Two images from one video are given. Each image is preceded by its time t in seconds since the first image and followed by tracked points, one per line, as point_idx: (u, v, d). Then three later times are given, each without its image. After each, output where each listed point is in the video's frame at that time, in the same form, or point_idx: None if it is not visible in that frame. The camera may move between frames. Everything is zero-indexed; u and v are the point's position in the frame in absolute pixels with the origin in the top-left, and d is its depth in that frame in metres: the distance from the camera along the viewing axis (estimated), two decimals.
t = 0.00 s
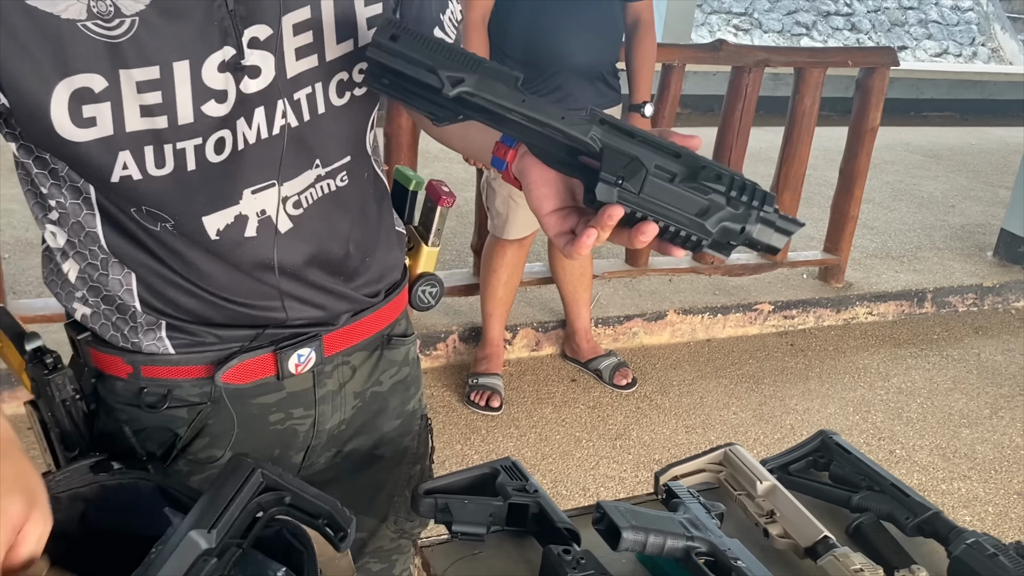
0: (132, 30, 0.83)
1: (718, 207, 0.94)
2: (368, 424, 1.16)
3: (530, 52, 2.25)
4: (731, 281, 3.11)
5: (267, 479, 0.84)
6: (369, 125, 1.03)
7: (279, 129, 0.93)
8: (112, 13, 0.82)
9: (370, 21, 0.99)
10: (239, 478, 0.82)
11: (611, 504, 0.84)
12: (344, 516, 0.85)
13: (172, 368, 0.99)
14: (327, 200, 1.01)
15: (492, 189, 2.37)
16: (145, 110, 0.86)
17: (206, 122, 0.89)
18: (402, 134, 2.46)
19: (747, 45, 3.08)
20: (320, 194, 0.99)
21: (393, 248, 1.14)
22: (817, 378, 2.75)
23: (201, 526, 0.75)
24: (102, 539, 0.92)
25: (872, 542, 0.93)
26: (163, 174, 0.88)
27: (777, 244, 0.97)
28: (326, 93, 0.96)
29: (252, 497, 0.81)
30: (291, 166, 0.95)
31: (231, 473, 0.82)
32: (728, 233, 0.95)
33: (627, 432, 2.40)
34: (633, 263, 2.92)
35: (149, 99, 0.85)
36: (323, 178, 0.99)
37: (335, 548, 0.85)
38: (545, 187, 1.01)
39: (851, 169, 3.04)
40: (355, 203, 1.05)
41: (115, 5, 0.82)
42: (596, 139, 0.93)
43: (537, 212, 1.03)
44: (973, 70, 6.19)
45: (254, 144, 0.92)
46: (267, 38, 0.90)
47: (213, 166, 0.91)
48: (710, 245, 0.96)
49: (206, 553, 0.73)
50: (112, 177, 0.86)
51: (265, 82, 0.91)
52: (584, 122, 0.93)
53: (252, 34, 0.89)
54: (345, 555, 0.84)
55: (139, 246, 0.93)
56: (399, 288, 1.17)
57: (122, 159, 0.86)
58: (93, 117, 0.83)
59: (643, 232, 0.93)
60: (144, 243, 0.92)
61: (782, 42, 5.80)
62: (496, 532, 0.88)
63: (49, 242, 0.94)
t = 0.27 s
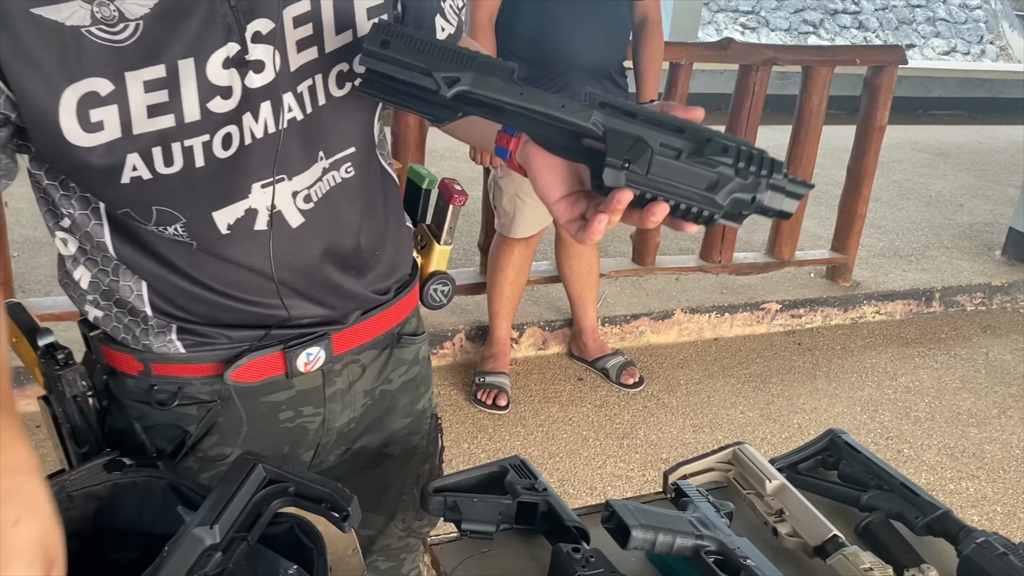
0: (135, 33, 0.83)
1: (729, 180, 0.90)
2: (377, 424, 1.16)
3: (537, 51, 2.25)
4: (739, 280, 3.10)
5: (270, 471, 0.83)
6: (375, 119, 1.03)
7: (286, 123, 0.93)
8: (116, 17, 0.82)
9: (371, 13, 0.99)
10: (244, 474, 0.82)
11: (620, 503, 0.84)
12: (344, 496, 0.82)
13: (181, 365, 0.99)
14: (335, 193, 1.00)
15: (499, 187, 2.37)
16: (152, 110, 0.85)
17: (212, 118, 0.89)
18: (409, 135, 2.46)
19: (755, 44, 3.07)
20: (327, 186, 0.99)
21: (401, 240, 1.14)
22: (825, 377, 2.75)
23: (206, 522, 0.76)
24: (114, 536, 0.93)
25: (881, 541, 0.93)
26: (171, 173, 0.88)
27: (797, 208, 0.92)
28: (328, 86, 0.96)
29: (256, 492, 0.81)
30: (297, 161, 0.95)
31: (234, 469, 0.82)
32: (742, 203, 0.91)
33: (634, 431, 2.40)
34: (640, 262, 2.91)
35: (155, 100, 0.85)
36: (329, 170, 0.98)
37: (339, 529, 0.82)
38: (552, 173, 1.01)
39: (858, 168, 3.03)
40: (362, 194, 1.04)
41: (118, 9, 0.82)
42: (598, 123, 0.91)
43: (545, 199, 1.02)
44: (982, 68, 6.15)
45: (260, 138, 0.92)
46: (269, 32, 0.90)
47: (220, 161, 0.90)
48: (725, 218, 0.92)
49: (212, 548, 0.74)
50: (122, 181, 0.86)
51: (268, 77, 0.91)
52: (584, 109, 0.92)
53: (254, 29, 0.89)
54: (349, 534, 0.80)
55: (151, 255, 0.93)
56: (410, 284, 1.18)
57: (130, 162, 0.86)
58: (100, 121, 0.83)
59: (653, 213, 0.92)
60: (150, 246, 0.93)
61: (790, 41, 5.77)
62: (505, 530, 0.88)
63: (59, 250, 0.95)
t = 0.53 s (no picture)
0: (179, 42, 0.83)
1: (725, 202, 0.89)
2: (391, 418, 1.18)
3: (543, 50, 2.25)
4: (744, 279, 3.10)
5: (276, 471, 0.84)
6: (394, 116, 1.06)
7: (315, 125, 0.97)
8: (164, 25, 0.82)
9: (394, 14, 1.01)
10: (249, 473, 0.82)
11: (625, 502, 0.85)
12: (350, 498, 0.84)
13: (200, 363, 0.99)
14: (359, 192, 1.05)
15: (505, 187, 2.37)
16: (196, 119, 0.87)
17: (254, 125, 0.91)
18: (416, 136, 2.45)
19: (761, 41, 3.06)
20: (353, 186, 1.04)
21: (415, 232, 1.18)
22: (831, 376, 2.74)
23: (212, 521, 0.76)
24: (119, 534, 0.93)
25: (887, 541, 0.92)
26: (211, 178, 0.91)
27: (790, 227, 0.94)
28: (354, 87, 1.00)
29: (261, 492, 0.81)
30: (326, 162, 1.00)
31: (240, 469, 0.82)
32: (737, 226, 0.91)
33: (640, 430, 2.40)
34: (646, 260, 2.91)
35: (198, 109, 0.87)
36: (353, 170, 1.03)
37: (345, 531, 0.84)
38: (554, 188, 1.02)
39: (865, 166, 3.02)
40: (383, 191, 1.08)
41: (165, 17, 0.82)
42: (590, 144, 0.89)
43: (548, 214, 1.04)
44: (989, 66, 6.10)
45: (291, 140, 0.96)
46: (298, 36, 0.92)
47: (259, 165, 0.95)
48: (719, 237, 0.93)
49: (217, 548, 0.74)
50: (163, 190, 0.87)
51: (300, 79, 0.94)
52: (576, 130, 0.90)
53: (285, 34, 0.91)
54: (353, 538, 0.82)
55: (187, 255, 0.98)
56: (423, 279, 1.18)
57: (173, 168, 0.87)
58: (149, 127, 0.83)
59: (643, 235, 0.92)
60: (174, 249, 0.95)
61: (796, 38, 5.73)
62: (511, 529, 0.88)
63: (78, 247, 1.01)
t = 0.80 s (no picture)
0: (226, 44, 0.83)
1: (746, 220, 0.88)
2: (406, 409, 1.19)
3: (548, 48, 2.24)
4: (749, 277, 3.09)
5: (280, 471, 0.83)
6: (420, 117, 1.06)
7: (337, 125, 0.97)
8: (212, 28, 0.82)
9: (417, 14, 1.00)
10: (253, 473, 0.82)
11: (629, 502, 0.84)
12: (354, 499, 0.83)
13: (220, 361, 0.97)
14: (382, 189, 1.06)
15: (508, 185, 2.38)
16: (236, 122, 0.86)
17: (287, 128, 0.91)
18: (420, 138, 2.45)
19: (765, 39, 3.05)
20: (375, 184, 1.05)
21: (434, 230, 1.21)
22: (836, 375, 2.73)
23: (215, 521, 0.75)
24: (124, 534, 0.93)
25: (893, 541, 0.92)
26: (244, 179, 0.92)
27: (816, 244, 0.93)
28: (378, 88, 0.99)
29: (265, 492, 0.81)
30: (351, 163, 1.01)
31: (244, 469, 0.82)
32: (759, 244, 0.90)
33: (644, 428, 2.39)
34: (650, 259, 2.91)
35: (241, 111, 0.86)
36: (376, 168, 1.04)
37: (348, 532, 0.83)
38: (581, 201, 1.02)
39: (870, 164, 3.01)
40: (406, 189, 1.10)
41: (212, 19, 0.82)
42: (611, 155, 0.88)
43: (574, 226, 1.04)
44: (995, 64, 6.07)
45: (315, 141, 0.96)
46: (325, 39, 0.92)
47: (287, 167, 0.95)
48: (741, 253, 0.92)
49: (221, 548, 0.74)
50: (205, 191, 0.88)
51: (327, 81, 0.93)
52: (599, 141, 0.88)
53: (313, 37, 0.91)
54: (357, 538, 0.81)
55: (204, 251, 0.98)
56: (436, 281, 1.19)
57: (214, 170, 0.88)
58: (194, 128, 0.83)
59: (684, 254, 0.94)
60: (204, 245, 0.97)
61: (801, 36, 5.70)
62: (514, 529, 0.88)
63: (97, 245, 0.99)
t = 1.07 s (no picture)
0: (239, 54, 0.81)
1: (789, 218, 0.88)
2: (413, 407, 1.19)
3: (551, 46, 2.24)
4: (753, 276, 3.08)
5: (281, 471, 0.83)
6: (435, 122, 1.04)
7: (351, 133, 0.96)
8: (225, 38, 0.79)
9: (433, 20, 0.98)
10: (255, 473, 0.81)
11: (632, 501, 0.84)
12: (356, 498, 0.83)
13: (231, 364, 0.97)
14: (396, 196, 1.05)
15: (512, 183, 2.38)
16: (253, 133, 0.85)
17: (304, 138, 0.90)
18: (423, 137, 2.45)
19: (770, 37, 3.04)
20: (389, 192, 1.04)
21: (444, 237, 1.21)
22: (840, 374, 2.73)
23: (217, 521, 0.75)
24: (126, 533, 0.93)
25: (897, 541, 0.92)
26: (265, 190, 0.91)
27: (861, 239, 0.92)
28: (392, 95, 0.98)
29: (267, 491, 0.81)
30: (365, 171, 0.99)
31: (246, 467, 0.82)
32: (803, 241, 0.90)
33: (648, 427, 2.39)
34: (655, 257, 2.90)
35: (256, 122, 0.85)
36: (391, 177, 1.03)
37: (350, 531, 0.83)
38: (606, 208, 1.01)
39: (874, 162, 3.00)
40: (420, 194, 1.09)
41: (225, 30, 0.79)
42: (650, 165, 0.86)
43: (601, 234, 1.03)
44: (1000, 61, 6.04)
45: (330, 148, 0.95)
46: (338, 46, 0.90)
47: (306, 177, 0.94)
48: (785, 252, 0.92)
49: (223, 547, 0.73)
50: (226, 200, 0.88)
51: (341, 88, 0.92)
52: (635, 151, 0.86)
53: (326, 44, 0.89)
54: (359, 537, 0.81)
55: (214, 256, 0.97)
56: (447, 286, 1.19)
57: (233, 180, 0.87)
58: (214, 139, 0.82)
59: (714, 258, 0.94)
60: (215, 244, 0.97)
61: (805, 34, 5.68)
62: (517, 528, 0.88)
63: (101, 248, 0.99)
